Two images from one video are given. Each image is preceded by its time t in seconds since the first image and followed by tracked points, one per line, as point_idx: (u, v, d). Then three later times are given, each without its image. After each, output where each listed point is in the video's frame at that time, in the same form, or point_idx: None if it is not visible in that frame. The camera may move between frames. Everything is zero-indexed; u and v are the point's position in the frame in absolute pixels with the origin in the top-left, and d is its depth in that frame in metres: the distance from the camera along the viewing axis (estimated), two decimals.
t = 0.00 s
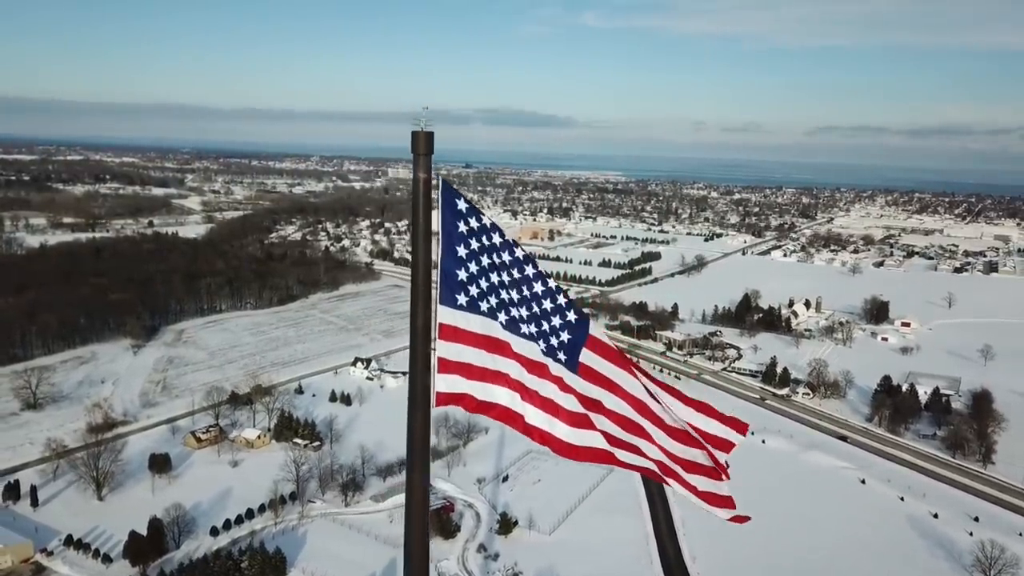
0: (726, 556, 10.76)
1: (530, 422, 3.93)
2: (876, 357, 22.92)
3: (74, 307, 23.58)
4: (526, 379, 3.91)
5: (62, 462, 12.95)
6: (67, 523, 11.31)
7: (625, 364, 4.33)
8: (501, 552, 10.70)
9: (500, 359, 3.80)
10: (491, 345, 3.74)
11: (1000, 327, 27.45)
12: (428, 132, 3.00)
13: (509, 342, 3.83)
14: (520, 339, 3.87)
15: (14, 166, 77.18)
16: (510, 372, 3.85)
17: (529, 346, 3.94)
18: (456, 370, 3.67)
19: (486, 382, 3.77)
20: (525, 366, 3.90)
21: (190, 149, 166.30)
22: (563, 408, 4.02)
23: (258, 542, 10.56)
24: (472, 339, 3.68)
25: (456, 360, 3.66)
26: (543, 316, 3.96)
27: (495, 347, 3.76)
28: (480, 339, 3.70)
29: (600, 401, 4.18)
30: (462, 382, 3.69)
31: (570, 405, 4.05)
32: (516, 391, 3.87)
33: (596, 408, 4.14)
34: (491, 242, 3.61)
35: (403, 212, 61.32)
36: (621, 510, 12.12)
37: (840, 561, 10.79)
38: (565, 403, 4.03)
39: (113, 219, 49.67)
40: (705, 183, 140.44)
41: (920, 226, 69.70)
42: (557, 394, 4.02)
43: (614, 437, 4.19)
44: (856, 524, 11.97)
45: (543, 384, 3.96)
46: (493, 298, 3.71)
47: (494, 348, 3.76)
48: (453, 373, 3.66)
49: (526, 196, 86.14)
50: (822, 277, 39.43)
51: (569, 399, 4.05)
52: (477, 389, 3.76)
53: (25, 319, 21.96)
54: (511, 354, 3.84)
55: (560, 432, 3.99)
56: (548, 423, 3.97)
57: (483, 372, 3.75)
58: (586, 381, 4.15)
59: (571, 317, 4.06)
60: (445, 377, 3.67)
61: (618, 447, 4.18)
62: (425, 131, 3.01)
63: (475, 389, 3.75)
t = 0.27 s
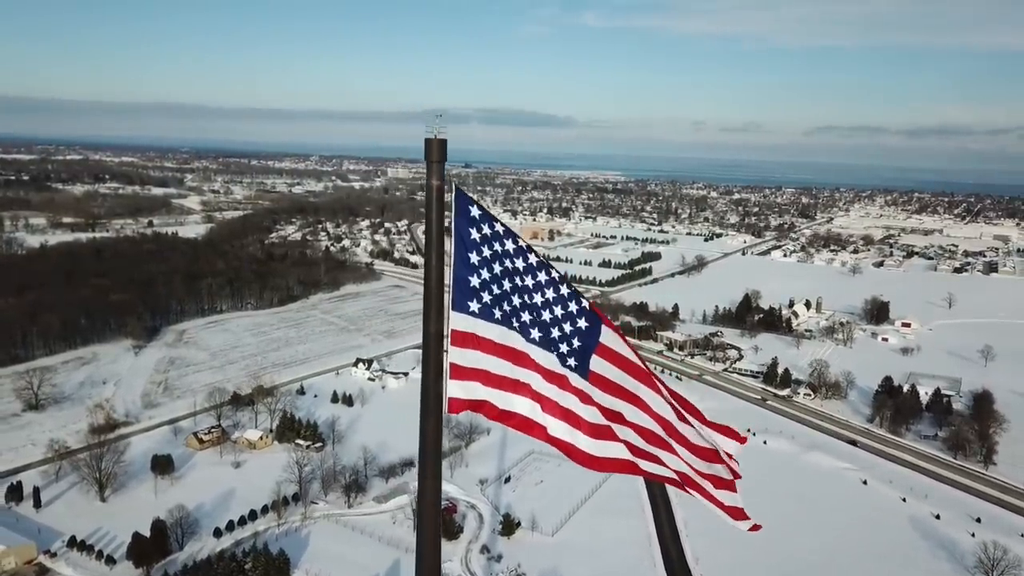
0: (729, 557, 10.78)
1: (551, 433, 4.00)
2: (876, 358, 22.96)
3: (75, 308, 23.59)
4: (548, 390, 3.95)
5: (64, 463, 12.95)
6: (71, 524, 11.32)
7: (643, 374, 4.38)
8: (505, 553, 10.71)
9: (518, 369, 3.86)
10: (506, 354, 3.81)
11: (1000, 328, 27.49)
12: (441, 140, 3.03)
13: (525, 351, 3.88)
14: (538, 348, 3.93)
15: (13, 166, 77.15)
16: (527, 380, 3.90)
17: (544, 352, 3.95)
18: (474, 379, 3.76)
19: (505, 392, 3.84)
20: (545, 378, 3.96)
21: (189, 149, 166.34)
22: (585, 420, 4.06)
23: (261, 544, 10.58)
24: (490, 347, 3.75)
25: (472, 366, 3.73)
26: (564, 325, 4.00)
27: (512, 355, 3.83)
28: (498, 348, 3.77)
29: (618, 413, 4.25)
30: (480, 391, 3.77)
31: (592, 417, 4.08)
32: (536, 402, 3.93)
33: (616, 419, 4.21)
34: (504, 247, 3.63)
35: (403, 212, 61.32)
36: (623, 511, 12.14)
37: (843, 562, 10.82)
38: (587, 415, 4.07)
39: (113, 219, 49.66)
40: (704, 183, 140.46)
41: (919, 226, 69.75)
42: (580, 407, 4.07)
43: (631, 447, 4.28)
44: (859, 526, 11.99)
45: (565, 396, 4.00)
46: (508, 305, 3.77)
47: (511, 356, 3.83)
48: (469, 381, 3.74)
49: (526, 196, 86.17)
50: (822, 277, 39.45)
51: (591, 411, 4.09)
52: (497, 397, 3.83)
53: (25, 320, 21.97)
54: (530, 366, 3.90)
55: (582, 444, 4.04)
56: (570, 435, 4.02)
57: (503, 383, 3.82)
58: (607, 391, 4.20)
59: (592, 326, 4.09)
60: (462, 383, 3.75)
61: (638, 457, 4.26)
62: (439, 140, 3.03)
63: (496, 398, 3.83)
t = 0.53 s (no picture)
0: (732, 558, 10.79)
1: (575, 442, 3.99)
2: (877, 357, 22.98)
3: (75, 308, 23.58)
4: (570, 399, 3.96)
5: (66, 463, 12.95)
6: (73, 525, 11.32)
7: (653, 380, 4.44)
8: (508, 554, 10.72)
9: (539, 376, 3.88)
10: (525, 360, 3.82)
11: (1000, 328, 27.50)
12: (453, 143, 3.01)
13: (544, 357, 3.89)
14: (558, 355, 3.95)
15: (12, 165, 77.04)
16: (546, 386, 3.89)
17: (559, 356, 3.95)
18: (496, 387, 3.78)
19: (528, 399, 3.85)
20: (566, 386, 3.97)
21: (188, 147, 166.29)
22: (606, 428, 4.06)
23: (264, 544, 10.58)
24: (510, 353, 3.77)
25: (490, 371, 3.74)
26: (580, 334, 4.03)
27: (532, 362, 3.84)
28: (517, 355, 3.79)
29: (636, 421, 4.29)
30: (501, 396, 3.79)
31: (613, 425, 4.09)
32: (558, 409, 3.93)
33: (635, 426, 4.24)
34: (515, 250, 3.66)
35: (402, 212, 61.29)
36: (626, 512, 12.15)
37: (845, 563, 10.84)
38: (608, 423, 4.08)
39: (113, 218, 49.63)
40: (703, 183, 140.49)
41: (919, 226, 69.73)
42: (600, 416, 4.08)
43: (653, 454, 4.31)
44: (861, 526, 12.01)
45: (588, 405, 4.01)
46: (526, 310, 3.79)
47: (531, 362, 3.85)
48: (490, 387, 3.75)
49: (525, 195, 86.16)
50: (822, 277, 39.45)
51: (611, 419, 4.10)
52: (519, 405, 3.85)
53: (26, 320, 21.96)
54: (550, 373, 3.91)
55: (606, 453, 4.03)
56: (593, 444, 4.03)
57: (525, 390, 3.84)
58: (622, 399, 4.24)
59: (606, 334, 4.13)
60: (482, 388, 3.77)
61: (659, 464, 4.27)
62: (451, 141, 3.01)
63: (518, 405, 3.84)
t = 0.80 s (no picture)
0: (734, 559, 10.79)
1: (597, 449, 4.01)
2: (877, 357, 23.00)
3: (76, 307, 23.56)
4: (591, 404, 3.99)
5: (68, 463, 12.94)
6: (75, 525, 11.30)
7: (676, 388, 4.44)
8: (511, 554, 10.72)
9: (559, 381, 3.91)
10: (544, 363, 3.86)
11: (1000, 327, 27.49)
12: (466, 144, 3.01)
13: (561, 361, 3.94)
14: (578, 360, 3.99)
15: (11, 164, 76.95)
16: (563, 390, 3.92)
17: (571, 359, 3.98)
18: (517, 391, 3.82)
19: (549, 405, 3.89)
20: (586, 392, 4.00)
21: (187, 147, 166.98)
22: (625, 434, 4.07)
23: (268, 545, 10.58)
24: (529, 357, 3.82)
25: (509, 373, 3.78)
26: (599, 341, 4.07)
27: (551, 366, 3.89)
28: (535, 359, 3.84)
29: (660, 428, 4.28)
30: (521, 400, 3.82)
31: (634, 432, 4.09)
32: (578, 415, 3.96)
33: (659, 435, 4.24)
34: (527, 251, 3.72)
35: (401, 211, 61.25)
36: (628, 512, 12.15)
37: (848, 563, 10.85)
38: (629, 430, 4.09)
39: (112, 218, 49.60)
40: (702, 183, 140.61)
41: (919, 225, 69.67)
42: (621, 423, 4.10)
43: (678, 463, 4.28)
44: (863, 526, 12.02)
45: (607, 411, 4.04)
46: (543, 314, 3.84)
47: (550, 367, 3.89)
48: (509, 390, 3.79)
49: (525, 195, 86.14)
50: (822, 277, 39.46)
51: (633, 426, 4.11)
52: (539, 409, 3.88)
53: (27, 320, 21.95)
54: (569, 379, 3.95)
55: (628, 461, 4.04)
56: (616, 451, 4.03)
57: (545, 395, 3.87)
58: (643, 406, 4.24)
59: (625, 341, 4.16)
60: (502, 391, 3.80)
61: (683, 473, 4.25)
62: (463, 143, 3.02)
63: (537, 409, 3.87)
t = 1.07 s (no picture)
0: (737, 559, 10.79)
1: (621, 455, 4.00)
2: (878, 356, 23.02)
3: (76, 307, 23.54)
4: (612, 410, 4.00)
5: (70, 463, 12.94)
6: (78, 525, 11.30)
7: (693, 393, 4.48)
8: (514, 553, 10.72)
9: (579, 386, 3.93)
10: (564, 367, 3.88)
11: (1001, 327, 27.48)
12: (479, 143, 3.00)
13: (579, 364, 3.96)
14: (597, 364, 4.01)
15: (10, 164, 76.91)
16: (581, 393, 3.93)
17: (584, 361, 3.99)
18: (538, 394, 3.83)
19: (570, 410, 3.89)
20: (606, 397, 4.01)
21: (187, 146, 166.83)
22: (645, 441, 4.09)
23: (271, 545, 10.58)
24: (549, 362, 3.83)
25: (528, 375, 3.79)
26: (617, 344, 4.11)
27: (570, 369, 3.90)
28: (555, 363, 3.85)
29: (680, 433, 4.30)
30: (542, 402, 3.83)
31: (652, 438, 4.12)
32: (600, 419, 3.96)
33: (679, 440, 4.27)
34: (539, 252, 3.73)
35: (401, 211, 61.21)
36: (631, 512, 12.16)
37: (850, 562, 10.86)
38: (649, 436, 4.12)
39: (112, 217, 49.56)
40: (701, 182, 140.52)
41: (918, 225, 69.62)
42: (642, 428, 4.12)
43: (700, 469, 4.30)
44: (865, 526, 12.03)
45: (627, 416, 4.04)
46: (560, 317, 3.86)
47: (569, 370, 3.90)
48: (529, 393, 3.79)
49: (525, 194, 86.11)
50: (822, 276, 39.46)
51: (652, 432, 4.14)
52: (561, 413, 3.89)
53: (27, 320, 21.93)
54: (589, 384, 3.96)
55: (650, 467, 4.04)
56: (639, 458, 4.05)
57: (566, 398, 3.88)
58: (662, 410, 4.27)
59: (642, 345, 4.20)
60: (521, 393, 3.81)
61: (704, 480, 4.27)
62: (477, 141, 3.01)
63: (558, 412, 3.87)
